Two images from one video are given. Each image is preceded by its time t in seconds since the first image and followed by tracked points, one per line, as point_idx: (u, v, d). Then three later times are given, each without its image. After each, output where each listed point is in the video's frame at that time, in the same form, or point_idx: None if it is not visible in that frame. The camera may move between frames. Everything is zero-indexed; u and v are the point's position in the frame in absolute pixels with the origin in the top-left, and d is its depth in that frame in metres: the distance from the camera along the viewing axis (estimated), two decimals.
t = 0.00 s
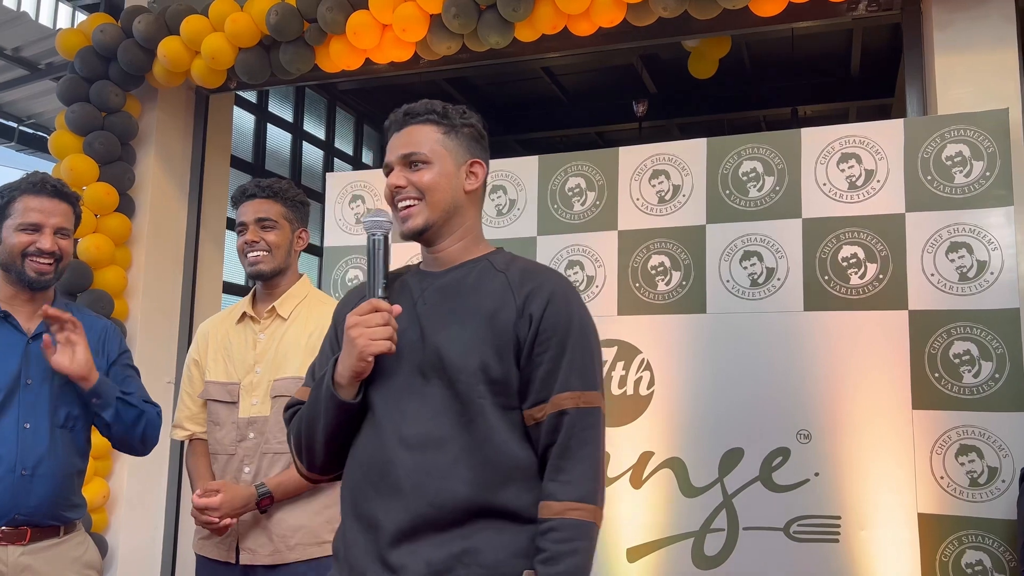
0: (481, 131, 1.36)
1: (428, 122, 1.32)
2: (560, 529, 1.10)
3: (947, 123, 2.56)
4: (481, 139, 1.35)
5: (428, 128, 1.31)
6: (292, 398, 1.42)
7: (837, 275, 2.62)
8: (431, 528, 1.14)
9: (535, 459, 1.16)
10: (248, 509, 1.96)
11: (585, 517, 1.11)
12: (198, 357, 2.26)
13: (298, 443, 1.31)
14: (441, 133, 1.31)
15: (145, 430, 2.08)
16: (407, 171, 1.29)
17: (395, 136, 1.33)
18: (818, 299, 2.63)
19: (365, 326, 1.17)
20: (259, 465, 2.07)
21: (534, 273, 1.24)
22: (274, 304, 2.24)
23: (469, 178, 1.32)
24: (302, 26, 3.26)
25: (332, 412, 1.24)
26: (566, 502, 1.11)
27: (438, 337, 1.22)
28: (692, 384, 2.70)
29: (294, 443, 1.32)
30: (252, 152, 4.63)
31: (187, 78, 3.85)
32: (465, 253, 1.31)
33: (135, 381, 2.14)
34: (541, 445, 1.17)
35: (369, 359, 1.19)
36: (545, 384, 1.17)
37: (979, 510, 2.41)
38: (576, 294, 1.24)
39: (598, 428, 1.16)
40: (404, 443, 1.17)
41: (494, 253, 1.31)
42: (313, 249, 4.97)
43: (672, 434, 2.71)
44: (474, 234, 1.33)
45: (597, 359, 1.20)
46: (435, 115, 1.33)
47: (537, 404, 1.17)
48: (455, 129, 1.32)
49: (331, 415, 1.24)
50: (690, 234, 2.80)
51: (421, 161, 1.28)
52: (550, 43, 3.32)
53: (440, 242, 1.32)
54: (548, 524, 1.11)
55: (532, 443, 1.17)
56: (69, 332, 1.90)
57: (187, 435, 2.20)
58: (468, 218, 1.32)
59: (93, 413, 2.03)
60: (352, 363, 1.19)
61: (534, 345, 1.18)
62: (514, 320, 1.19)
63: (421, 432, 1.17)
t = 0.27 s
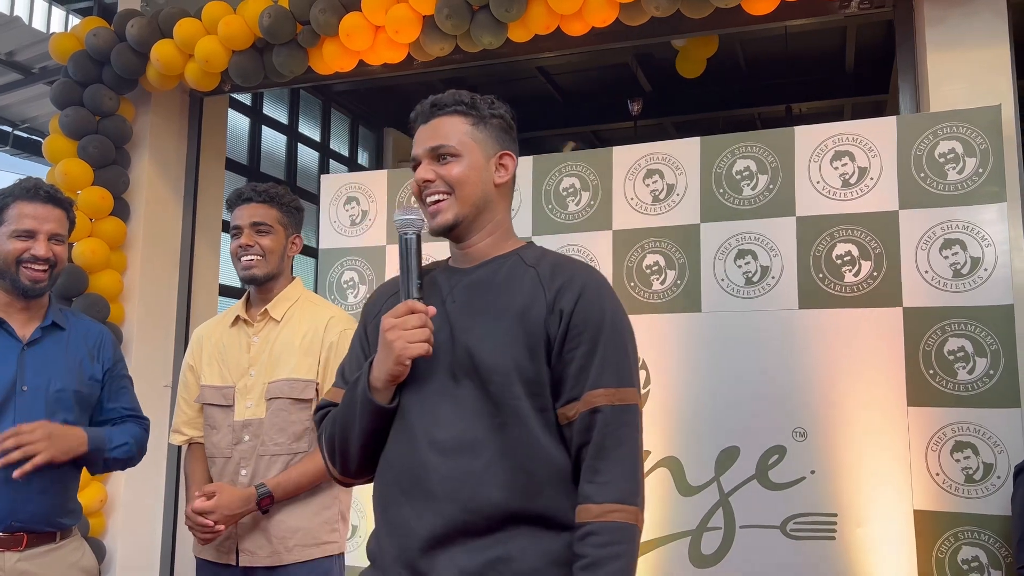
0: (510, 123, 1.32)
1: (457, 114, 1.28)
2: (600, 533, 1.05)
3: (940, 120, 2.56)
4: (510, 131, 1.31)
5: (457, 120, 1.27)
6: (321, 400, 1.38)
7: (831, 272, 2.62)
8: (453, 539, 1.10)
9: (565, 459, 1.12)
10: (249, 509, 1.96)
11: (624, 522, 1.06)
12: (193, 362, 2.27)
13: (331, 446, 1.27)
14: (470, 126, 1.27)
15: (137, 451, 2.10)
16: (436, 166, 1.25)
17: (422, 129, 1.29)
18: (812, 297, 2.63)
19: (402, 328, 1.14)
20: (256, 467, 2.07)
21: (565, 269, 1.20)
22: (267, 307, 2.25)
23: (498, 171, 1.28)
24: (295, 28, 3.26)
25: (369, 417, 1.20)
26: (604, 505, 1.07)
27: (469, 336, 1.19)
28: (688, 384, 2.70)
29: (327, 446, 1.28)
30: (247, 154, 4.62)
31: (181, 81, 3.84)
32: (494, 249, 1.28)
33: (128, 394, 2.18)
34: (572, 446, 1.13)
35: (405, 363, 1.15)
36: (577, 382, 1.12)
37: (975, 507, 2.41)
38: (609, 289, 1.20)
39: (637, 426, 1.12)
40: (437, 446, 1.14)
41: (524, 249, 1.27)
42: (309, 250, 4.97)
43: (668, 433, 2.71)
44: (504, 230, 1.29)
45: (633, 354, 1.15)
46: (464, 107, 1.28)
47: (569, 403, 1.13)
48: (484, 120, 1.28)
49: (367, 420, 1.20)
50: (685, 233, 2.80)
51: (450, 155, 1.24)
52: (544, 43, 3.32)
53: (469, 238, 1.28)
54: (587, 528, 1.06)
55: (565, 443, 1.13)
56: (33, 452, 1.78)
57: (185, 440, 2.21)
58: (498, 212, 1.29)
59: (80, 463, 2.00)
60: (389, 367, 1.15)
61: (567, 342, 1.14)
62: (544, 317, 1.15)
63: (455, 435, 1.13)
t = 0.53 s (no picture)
0: (521, 116, 1.32)
1: (470, 105, 1.27)
2: (650, 504, 1.05)
3: (929, 116, 2.57)
4: (521, 123, 1.31)
5: (469, 112, 1.26)
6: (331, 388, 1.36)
7: (823, 269, 2.63)
8: (458, 539, 1.10)
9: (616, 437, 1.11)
10: (242, 508, 1.97)
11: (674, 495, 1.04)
12: (184, 365, 2.26)
13: (339, 435, 1.25)
14: (483, 118, 1.27)
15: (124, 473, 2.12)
16: (449, 157, 1.24)
17: (434, 120, 1.29)
18: (803, 293, 2.64)
19: (416, 320, 1.14)
20: (251, 468, 2.07)
21: (578, 265, 1.20)
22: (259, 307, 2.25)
23: (511, 165, 1.28)
24: (285, 28, 3.25)
25: (376, 408, 1.18)
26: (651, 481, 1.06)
27: (482, 334, 1.17)
28: (681, 382, 2.71)
29: (334, 435, 1.26)
30: (239, 154, 4.62)
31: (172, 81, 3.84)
32: (505, 242, 1.27)
33: (118, 398, 2.19)
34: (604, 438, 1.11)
35: (418, 356, 1.15)
36: (600, 379, 1.12)
37: (966, 501, 2.42)
38: (622, 285, 1.20)
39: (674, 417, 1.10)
40: (453, 443, 1.14)
41: (534, 244, 1.27)
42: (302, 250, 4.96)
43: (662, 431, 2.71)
44: (515, 224, 1.29)
45: (655, 346, 1.15)
46: (476, 98, 1.28)
47: (599, 402, 1.11)
48: (497, 113, 1.28)
49: (376, 411, 1.19)
50: (677, 231, 2.80)
51: (463, 146, 1.24)
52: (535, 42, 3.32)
53: (480, 231, 1.28)
54: (637, 500, 1.07)
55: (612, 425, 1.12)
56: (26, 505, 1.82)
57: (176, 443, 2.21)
58: (509, 206, 1.28)
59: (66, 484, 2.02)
60: (402, 360, 1.15)
61: (583, 335, 1.14)
62: (560, 315, 1.15)
63: (469, 433, 1.13)
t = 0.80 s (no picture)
0: (532, 119, 1.34)
1: (482, 106, 1.28)
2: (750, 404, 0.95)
3: (920, 116, 2.59)
4: (532, 126, 1.33)
5: (482, 112, 1.28)
6: (316, 363, 1.33)
7: (815, 268, 2.65)
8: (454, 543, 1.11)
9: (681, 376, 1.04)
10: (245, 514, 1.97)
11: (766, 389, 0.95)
12: (180, 366, 2.27)
13: (325, 411, 1.22)
14: (495, 119, 1.28)
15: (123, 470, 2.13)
16: (459, 157, 1.25)
17: (444, 119, 1.30)
18: (795, 292, 2.66)
19: (426, 317, 1.13)
20: (250, 469, 2.08)
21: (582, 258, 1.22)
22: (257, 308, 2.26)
23: (520, 167, 1.29)
24: (279, 28, 3.25)
25: (373, 397, 1.16)
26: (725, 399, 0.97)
27: (494, 333, 1.18)
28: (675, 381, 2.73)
29: (319, 410, 1.24)
30: (233, 153, 4.61)
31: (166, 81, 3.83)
32: (509, 246, 1.28)
33: (114, 394, 2.19)
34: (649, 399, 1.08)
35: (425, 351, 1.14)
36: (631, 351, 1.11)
37: (957, 498, 2.45)
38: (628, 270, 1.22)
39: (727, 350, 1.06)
40: (459, 443, 1.14)
41: (537, 246, 1.27)
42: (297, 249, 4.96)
43: (655, 429, 2.74)
44: (521, 228, 1.30)
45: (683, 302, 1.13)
46: (488, 100, 1.29)
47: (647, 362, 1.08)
48: (509, 115, 1.30)
49: (371, 400, 1.16)
50: (671, 231, 2.82)
51: (473, 146, 1.25)
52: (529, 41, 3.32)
53: (485, 233, 1.28)
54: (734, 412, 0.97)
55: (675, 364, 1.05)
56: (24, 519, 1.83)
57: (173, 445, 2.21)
58: (515, 210, 1.29)
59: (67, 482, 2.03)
60: (409, 354, 1.13)
61: (598, 327, 1.16)
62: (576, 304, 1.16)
63: (478, 431, 1.14)
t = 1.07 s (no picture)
0: (519, 122, 1.35)
1: (467, 111, 1.29)
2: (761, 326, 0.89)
3: (906, 116, 2.61)
4: (518, 129, 1.33)
5: (466, 117, 1.28)
6: (316, 380, 1.33)
7: (802, 267, 2.66)
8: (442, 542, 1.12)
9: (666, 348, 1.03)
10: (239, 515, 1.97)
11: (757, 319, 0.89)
12: (168, 363, 2.26)
13: (331, 428, 1.22)
14: (481, 124, 1.28)
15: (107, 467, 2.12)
16: (444, 163, 1.25)
17: (430, 124, 1.31)
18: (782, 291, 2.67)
19: (421, 326, 1.13)
20: (240, 467, 2.08)
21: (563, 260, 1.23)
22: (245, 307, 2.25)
23: (506, 171, 1.30)
24: (268, 24, 3.24)
25: (376, 408, 1.16)
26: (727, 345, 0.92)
27: (477, 339, 1.18)
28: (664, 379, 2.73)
29: (325, 428, 1.24)
30: (222, 150, 4.60)
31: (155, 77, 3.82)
32: (496, 251, 1.28)
33: (98, 392, 2.18)
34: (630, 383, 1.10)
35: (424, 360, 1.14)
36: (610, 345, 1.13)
37: (941, 495, 2.47)
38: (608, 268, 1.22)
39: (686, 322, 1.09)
40: (446, 444, 1.15)
41: (522, 249, 1.27)
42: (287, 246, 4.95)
43: (644, 427, 2.74)
44: (508, 232, 1.30)
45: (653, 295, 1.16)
46: (473, 104, 1.30)
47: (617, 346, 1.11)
48: (495, 119, 1.30)
49: (376, 411, 1.16)
50: (659, 230, 2.83)
51: (457, 152, 1.25)
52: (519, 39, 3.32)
53: (472, 239, 1.28)
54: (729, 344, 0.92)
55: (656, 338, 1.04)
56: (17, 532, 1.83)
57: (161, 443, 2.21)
58: (501, 215, 1.29)
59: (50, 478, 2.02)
60: (407, 364, 1.13)
61: (580, 326, 1.17)
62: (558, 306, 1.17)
63: (464, 432, 1.14)
